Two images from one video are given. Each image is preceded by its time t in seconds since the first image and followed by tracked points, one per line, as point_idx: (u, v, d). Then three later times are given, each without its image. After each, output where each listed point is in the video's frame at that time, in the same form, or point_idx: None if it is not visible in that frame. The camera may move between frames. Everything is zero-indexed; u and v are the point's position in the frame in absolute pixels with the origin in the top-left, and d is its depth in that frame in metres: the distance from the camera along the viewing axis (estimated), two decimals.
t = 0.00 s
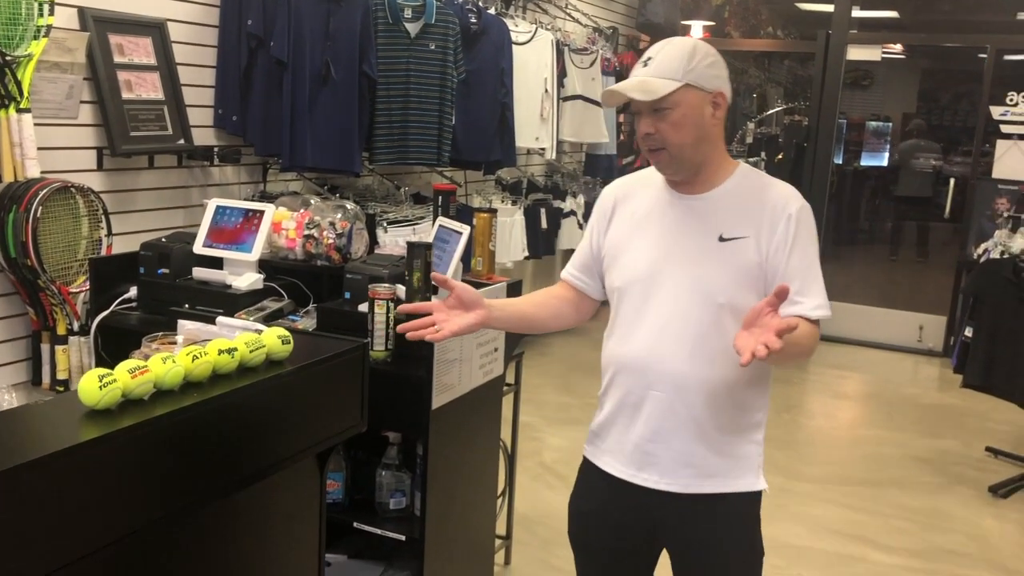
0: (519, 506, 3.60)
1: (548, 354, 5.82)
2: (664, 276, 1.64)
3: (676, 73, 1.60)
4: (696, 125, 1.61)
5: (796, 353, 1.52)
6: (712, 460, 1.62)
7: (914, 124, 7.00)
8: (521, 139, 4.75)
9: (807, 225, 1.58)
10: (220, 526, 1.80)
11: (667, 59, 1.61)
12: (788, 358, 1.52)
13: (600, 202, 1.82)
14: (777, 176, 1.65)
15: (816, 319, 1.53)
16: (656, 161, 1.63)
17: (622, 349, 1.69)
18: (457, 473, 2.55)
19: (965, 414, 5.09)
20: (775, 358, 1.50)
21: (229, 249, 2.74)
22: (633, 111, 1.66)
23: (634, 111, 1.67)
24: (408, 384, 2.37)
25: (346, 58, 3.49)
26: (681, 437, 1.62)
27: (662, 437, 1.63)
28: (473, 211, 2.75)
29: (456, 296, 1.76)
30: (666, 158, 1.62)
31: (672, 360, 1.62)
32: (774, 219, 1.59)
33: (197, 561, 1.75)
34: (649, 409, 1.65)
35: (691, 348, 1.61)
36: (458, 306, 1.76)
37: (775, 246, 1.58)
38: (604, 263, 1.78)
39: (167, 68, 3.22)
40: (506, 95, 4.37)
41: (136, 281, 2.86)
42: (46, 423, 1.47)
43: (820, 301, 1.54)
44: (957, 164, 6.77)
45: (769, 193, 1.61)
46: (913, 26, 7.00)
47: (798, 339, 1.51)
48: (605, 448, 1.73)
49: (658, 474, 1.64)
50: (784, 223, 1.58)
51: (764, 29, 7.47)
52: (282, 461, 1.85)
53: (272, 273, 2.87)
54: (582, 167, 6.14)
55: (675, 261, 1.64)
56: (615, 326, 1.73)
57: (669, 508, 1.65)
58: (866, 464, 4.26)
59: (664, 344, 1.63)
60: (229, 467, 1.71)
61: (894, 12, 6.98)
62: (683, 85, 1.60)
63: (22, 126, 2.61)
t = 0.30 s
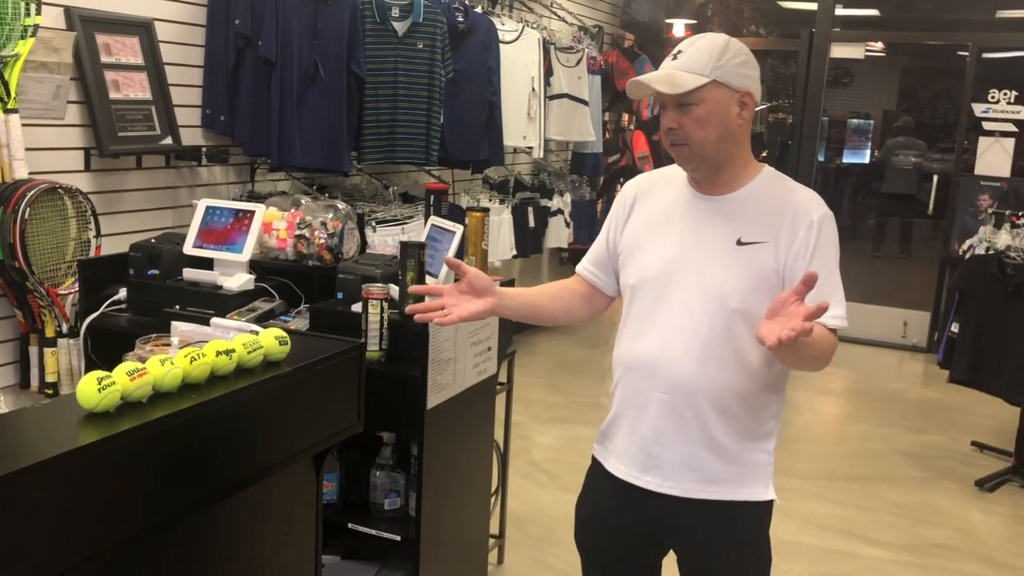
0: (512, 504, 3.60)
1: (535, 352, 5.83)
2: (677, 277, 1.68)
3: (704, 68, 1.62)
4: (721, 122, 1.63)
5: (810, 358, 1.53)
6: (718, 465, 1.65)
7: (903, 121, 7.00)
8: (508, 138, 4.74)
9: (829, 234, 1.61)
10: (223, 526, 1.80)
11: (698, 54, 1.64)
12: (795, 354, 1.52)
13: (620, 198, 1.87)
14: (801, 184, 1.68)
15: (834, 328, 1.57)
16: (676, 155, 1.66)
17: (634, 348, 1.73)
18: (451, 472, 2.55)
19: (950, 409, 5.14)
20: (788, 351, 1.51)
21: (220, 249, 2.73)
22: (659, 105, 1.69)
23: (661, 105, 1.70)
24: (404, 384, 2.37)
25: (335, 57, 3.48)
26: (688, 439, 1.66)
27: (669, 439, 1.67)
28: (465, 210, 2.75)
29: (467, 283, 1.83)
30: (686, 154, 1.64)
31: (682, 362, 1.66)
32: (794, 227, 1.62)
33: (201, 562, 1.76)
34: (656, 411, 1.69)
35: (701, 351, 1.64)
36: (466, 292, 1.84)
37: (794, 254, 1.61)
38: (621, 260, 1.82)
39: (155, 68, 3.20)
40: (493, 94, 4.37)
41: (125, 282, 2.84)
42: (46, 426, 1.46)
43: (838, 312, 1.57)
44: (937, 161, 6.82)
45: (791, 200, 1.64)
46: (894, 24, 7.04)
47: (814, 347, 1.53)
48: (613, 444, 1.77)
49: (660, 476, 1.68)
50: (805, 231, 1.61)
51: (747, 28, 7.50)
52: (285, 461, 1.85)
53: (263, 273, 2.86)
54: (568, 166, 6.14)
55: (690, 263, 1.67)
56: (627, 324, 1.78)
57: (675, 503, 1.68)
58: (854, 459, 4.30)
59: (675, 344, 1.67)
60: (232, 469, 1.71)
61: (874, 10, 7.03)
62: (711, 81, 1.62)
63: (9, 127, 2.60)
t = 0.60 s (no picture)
0: (504, 504, 3.60)
1: (522, 352, 5.83)
2: (679, 277, 1.69)
3: (710, 66, 1.63)
4: (725, 121, 1.64)
5: (817, 351, 1.54)
6: (716, 466, 1.66)
7: (884, 120, 7.05)
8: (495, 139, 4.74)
9: (832, 238, 1.62)
10: (223, 529, 1.80)
11: (705, 52, 1.64)
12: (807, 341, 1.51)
13: (621, 198, 1.87)
14: (805, 187, 1.69)
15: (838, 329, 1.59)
16: (677, 152, 1.67)
17: (634, 347, 1.74)
18: (446, 473, 2.55)
19: (935, 405, 5.18)
20: (798, 338, 1.51)
21: (212, 251, 2.72)
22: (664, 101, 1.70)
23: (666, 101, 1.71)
24: (399, 385, 2.37)
25: (324, 58, 3.47)
26: (688, 439, 1.67)
27: (667, 439, 1.68)
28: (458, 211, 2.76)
29: (470, 267, 1.85)
30: (687, 152, 1.65)
31: (682, 363, 1.66)
32: (798, 230, 1.63)
33: (201, 565, 1.75)
34: (656, 411, 1.69)
35: (702, 352, 1.65)
36: (470, 276, 1.84)
37: (797, 257, 1.62)
38: (621, 259, 1.83)
39: (143, 68, 3.18)
40: (480, 94, 4.37)
41: (115, 284, 2.83)
42: (46, 430, 1.45)
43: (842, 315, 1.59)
44: (916, 159, 6.88)
45: (795, 203, 1.65)
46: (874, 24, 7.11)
47: (822, 344, 1.54)
48: (612, 443, 1.78)
49: (660, 476, 1.69)
50: (808, 234, 1.62)
51: (729, 28, 7.52)
52: (286, 463, 1.85)
53: (255, 275, 2.85)
54: (554, 166, 6.15)
55: (692, 263, 1.68)
56: (628, 324, 1.78)
57: (676, 501, 1.69)
58: (841, 456, 4.33)
59: (675, 345, 1.67)
60: (233, 472, 1.71)
61: (855, 10, 7.09)
62: (717, 79, 1.63)
63: None
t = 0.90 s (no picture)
0: (497, 505, 3.60)
1: (511, 352, 5.83)
2: (675, 277, 1.68)
3: (728, 63, 1.64)
4: (736, 121, 1.65)
5: (814, 349, 1.54)
6: (715, 465, 1.66)
7: (868, 120, 7.09)
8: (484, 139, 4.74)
9: (826, 237, 1.63)
10: (219, 534, 1.77)
11: (719, 49, 1.65)
12: (799, 338, 1.51)
13: (614, 197, 1.86)
14: (799, 186, 1.70)
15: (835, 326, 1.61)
16: (691, 151, 1.65)
17: (630, 347, 1.73)
18: (442, 473, 2.54)
19: (923, 403, 5.21)
20: (790, 335, 1.50)
21: (204, 252, 2.70)
22: (671, 100, 1.68)
23: (672, 99, 1.69)
24: (395, 387, 2.36)
25: (314, 58, 3.45)
26: (687, 439, 1.66)
27: (666, 439, 1.67)
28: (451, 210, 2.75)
29: (469, 261, 1.87)
30: (704, 151, 1.64)
31: (680, 362, 1.66)
32: (795, 228, 1.64)
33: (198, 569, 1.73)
34: (654, 412, 1.69)
35: (700, 352, 1.65)
36: (470, 271, 1.87)
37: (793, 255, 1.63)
38: (616, 259, 1.82)
39: (132, 69, 3.15)
40: (470, 94, 4.36)
41: (106, 287, 2.82)
42: (45, 434, 1.44)
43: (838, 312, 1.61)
44: (899, 159, 6.93)
45: (790, 201, 1.66)
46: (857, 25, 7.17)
47: (817, 340, 1.54)
48: (608, 444, 1.77)
49: (659, 476, 1.68)
50: (804, 232, 1.63)
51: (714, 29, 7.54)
52: (282, 466, 1.83)
53: (247, 276, 2.83)
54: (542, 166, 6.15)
55: (689, 262, 1.67)
56: (623, 324, 1.77)
57: (676, 502, 1.68)
58: (831, 454, 4.34)
59: (673, 344, 1.67)
60: (229, 476, 1.69)
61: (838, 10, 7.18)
62: (733, 77, 1.64)
63: None
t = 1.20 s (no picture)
0: (492, 507, 3.59)
1: (502, 353, 5.82)
2: (672, 278, 1.66)
3: (755, 68, 1.70)
4: (754, 124, 1.70)
5: (800, 349, 1.58)
6: (720, 464, 1.65)
7: (854, 119, 7.11)
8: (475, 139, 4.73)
9: (818, 232, 1.65)
10: (217, 541, 1.75)
11: (746, 51, 1.69)
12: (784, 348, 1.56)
13: (600, 198, 1.83)
14: (789, 182, 1.71)
15: (821, 323, 1.61)
16: (717, 147, 1.65)
17: (628, 350, 1.71)
18: (439, 475, 2.53)
19: (912, 401, 5.24)
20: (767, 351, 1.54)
21: (196, 255, 2.68)
22: (697, 93, 1.68)
23: (693, 92, 1.69)
24: (393, 389, 2.34)
25: (304, 59, 3.44)
26: (689, 439, 1.65)
27: (670, 441, 1.66)
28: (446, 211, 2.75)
29: (459, 288, 1.78)
30: (729, 148, 1.66)
31: (682, 363, 1.64)
32: (788, 223, 1.65)
33: None
34: (656, 414, 1.67)
35: (700, 351, 1.64)
36: (461, 297, 1.79)
37: (787, 251, 1.64)
38: (606, 261, 1.78)
39: (122, 70, 3.13)
40: (460, 95, 4.35)
41: (97, 290, 2.79)
42: (44, 440, 1.42)
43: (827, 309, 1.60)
44: (882, 158, 6.98)
45: (782, 197, 1.66)
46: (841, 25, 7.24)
47: (801, 340, 1.58)
48: (609, 448, 1.75)
49: (663, 479, 1.67)
50: (798, 227, 1.64)
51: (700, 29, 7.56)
52: (279, 470, 1.81)
53: (241, 279, 2.82)
54: (531, 166, 6.15)
55: (685, 262, 1.66)
56: (618, 327, 1.75)
57: (677, 502, 1.68)
58: (823, 453, 4.35)
59: (673, 345, 1.65)
60: (227, 481, 1.67)
61: (823, 10, 7.17)
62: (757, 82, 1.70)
63: None
